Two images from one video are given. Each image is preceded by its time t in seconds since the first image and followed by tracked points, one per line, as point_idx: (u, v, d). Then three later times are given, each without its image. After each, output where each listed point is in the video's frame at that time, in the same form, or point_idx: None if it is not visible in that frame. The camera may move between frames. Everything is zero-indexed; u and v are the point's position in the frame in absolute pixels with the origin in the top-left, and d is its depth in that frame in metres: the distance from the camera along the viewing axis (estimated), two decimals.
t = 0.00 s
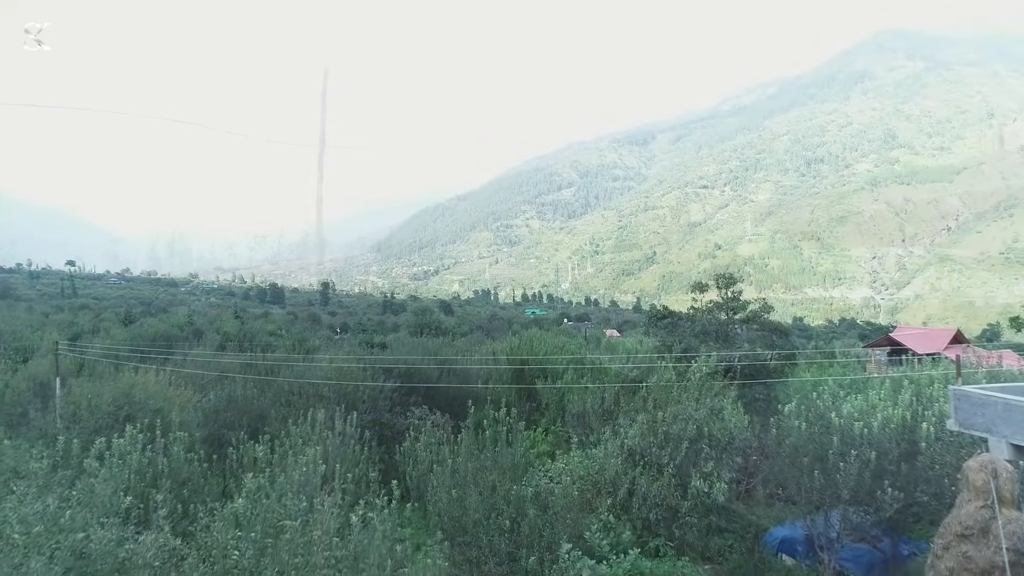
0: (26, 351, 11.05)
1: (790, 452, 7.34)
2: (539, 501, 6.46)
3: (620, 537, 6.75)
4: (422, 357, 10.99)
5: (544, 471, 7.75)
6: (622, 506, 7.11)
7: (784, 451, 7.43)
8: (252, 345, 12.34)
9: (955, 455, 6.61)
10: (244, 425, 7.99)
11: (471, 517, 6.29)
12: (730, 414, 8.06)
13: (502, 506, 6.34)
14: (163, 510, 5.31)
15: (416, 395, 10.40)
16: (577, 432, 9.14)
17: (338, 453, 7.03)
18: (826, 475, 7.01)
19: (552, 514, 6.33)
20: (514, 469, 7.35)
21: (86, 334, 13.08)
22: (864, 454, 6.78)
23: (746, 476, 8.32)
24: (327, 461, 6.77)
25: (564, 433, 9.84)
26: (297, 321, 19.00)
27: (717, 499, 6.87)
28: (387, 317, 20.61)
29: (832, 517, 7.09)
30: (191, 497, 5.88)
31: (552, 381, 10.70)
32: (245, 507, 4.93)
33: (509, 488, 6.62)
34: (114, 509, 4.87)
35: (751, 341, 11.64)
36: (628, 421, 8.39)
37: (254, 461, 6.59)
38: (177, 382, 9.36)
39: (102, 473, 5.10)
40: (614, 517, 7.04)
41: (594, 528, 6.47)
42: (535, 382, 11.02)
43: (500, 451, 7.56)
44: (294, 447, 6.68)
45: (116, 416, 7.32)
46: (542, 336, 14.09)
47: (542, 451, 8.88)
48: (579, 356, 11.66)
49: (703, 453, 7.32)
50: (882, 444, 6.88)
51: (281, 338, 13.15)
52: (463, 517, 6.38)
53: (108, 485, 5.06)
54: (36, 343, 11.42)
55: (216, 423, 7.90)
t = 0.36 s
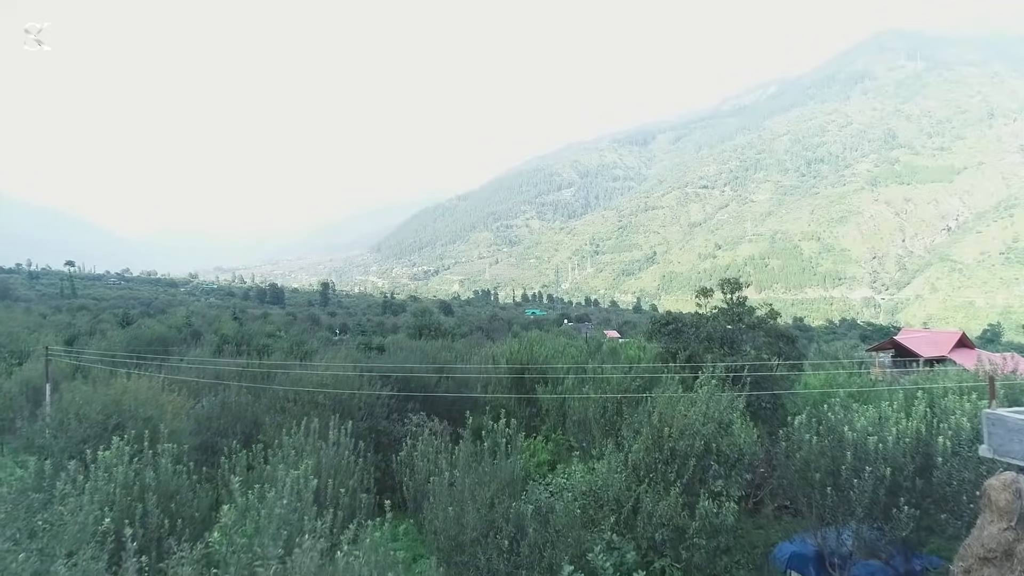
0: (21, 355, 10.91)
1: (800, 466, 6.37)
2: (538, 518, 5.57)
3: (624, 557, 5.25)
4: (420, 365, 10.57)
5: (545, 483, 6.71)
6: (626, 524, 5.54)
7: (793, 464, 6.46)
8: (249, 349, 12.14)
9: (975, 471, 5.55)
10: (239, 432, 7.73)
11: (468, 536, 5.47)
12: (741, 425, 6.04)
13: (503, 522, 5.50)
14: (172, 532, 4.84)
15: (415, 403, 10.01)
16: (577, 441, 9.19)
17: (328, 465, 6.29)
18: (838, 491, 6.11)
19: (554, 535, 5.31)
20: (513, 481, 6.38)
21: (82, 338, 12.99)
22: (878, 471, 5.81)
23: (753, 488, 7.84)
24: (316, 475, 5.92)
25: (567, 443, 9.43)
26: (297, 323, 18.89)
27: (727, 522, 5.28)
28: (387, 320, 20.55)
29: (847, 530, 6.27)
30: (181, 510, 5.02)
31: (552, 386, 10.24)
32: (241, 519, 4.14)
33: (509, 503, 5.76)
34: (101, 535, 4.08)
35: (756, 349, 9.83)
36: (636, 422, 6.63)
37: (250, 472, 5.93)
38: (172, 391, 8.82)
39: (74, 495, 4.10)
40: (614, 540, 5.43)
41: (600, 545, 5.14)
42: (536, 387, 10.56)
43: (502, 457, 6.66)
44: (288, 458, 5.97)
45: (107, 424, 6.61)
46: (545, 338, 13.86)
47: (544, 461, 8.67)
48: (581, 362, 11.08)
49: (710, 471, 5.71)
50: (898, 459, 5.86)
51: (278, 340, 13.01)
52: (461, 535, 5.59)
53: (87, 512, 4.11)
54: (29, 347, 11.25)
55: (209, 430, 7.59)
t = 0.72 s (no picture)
0: (17, 357, 10.86)
1: (811, 482, 6.18)
2: (538, 538, 5.13)
3: None
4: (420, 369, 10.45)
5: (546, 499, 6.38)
6: (631, 545, 5.12)
7: (803, 479, 6.25)
8: (246, 351, 12.05)
9: (995, 489, 5.44)
10: (232, 439, 7.64)
11: (465, 557, 5.10)
12: (750, 442, 5.66)
13: (503, 542, 5.13)
14: (159, 551, 4.71)
15: (411, 409, 9.87)
16: (581, 446, 9.01)
17: (319, 479, 5.96)
18: (852, 509, 5.91)
19: (555, 557, 4.93)
20: (511, 498, 6.08)
21: (79, 339, 12.92)
22: (895, 489, 5.60)
23: (762, 502, 7.47)
24: (308, 489, 5.68)
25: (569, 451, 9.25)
26: (296, 323, 18.83)
27: (738, 546, 4.85)
28: (386, 320, 20.49)
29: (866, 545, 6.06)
30: (168, 526, 4.87)
31: (552, 392, 10.08)
32: (225, 540, 4.06)
33: (506, 521, 5.40)
34: (76, 569, 3.92)
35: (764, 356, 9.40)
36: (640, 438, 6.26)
37: (241, 483, 5.82)
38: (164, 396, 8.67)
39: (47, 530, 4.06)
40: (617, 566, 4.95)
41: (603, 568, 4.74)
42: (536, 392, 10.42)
43: (500, 472, 6.35)
44: (279, 472, 5.78)
45: (95, 434, 6.44)
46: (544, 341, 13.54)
47: (544, 471, 8.47)
48: (582, 366, 11.01)
49: (719, 490, 5.33)
50: (914, 477, 5.67)
51: (275, 342, 12.90)
52: (459, 557, 5.20)
53: (58, 548, 3.91)
54: (25, 348, 11.19)
55: (201, 437, 7.44)
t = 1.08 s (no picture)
0: (13, 359, 10.75)
1: (824, 502, 6.01)
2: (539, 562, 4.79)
3: None
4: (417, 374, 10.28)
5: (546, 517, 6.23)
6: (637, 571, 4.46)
7: (818, 498, 6.09)
8: (244, 354, 11.93)
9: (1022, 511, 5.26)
10: (226, 448, 7.52)
11: None
12: (763, 461, 5.32)
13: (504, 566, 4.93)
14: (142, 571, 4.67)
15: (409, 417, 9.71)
16: (584, 457, 8.94)
17: (311, 494, 5.82)
18: (870, 530, 5.73)
19: None
20: (511, 517, 5.92)
21: (76, 341, 12.82)
22: (916, 511, 5.41)
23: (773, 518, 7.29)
24: (299, 507, 5.53)
25: (570, 460, 9.14)
26: (294, 324, 18.70)
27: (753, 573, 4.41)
28: (386, 321, 20.40)
29: (881, 564, 5.91)
30: (153, 544, 4.84)
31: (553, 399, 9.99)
32: (209, 565, 3.99)
33: (504, 544, 5.23)
34: None
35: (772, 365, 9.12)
36: (645, 454, 6.01)
37: (232, 495, 5.72)
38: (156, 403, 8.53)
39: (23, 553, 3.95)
40: None
41: None
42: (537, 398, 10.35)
43: (498, 488, 6.20)
44: (270, 486, 5.66)
45: (81, 444, 6.22)
46: (545, 343, 13.39)
47: (545, 482, 8.32)
48: (582, 371, 10.91)
49: (732, 515, 4.92)
50: (935, 498, 5.51)
51: (273, 344, 12.75)
52: None
53: None
54: (20, 349, 11.09)
55: (193, 445, 7.36)
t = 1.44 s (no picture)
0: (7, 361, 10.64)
1: (842, 524, 5.96)
2: None
3: None
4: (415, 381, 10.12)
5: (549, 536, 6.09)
6: None
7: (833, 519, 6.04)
8: (241, 357, 11.81)
9: None
10: (218, 457, 7.44)
11: None
12: (779, 485, 5.07)
13: None
14: None
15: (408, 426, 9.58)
16: (586, 466, 8.81)
17: (304, 510, 5.69)
18: (891, 555, 5.58)
19: None
20: (513, 541, 5.83)
21: (71, 343, 12.70)
22: (940, 535, 5.24)
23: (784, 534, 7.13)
24: (291, 526, 5.40)
25: (572, 471, 9.03)
26: (293, 326, 18.55)
27: None
28: (385, 322, 20.30)
29: None
30: (136, 564, 4.75)
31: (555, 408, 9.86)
32: None
33: (505, 568, 5.10)
34: None
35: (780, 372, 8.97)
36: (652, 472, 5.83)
37: (224, 509, 5.60)
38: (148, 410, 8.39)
39: None
40: None
41: None
42: (537, 406, 10.22)
43: (500, 505, 6.07)
44: (261, 501, 5.52)
45: (67, 456, 6.05)
46: (545, 346, 13.24)
47: (548, 494, 8.19)
48: (583, 377, 10.76)
49: (747, 543, 4.64)
50: (960, 522, 5.31)
51: (270, 347, 12.61)
52: None
53: None
54: (14, 351, 10.98)
55: (184, 454, 7.26)
